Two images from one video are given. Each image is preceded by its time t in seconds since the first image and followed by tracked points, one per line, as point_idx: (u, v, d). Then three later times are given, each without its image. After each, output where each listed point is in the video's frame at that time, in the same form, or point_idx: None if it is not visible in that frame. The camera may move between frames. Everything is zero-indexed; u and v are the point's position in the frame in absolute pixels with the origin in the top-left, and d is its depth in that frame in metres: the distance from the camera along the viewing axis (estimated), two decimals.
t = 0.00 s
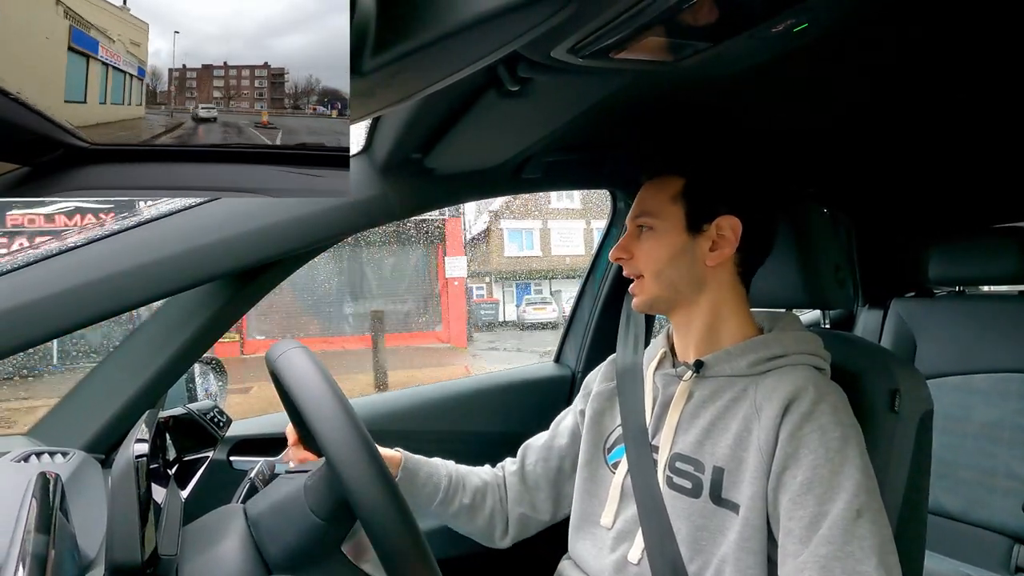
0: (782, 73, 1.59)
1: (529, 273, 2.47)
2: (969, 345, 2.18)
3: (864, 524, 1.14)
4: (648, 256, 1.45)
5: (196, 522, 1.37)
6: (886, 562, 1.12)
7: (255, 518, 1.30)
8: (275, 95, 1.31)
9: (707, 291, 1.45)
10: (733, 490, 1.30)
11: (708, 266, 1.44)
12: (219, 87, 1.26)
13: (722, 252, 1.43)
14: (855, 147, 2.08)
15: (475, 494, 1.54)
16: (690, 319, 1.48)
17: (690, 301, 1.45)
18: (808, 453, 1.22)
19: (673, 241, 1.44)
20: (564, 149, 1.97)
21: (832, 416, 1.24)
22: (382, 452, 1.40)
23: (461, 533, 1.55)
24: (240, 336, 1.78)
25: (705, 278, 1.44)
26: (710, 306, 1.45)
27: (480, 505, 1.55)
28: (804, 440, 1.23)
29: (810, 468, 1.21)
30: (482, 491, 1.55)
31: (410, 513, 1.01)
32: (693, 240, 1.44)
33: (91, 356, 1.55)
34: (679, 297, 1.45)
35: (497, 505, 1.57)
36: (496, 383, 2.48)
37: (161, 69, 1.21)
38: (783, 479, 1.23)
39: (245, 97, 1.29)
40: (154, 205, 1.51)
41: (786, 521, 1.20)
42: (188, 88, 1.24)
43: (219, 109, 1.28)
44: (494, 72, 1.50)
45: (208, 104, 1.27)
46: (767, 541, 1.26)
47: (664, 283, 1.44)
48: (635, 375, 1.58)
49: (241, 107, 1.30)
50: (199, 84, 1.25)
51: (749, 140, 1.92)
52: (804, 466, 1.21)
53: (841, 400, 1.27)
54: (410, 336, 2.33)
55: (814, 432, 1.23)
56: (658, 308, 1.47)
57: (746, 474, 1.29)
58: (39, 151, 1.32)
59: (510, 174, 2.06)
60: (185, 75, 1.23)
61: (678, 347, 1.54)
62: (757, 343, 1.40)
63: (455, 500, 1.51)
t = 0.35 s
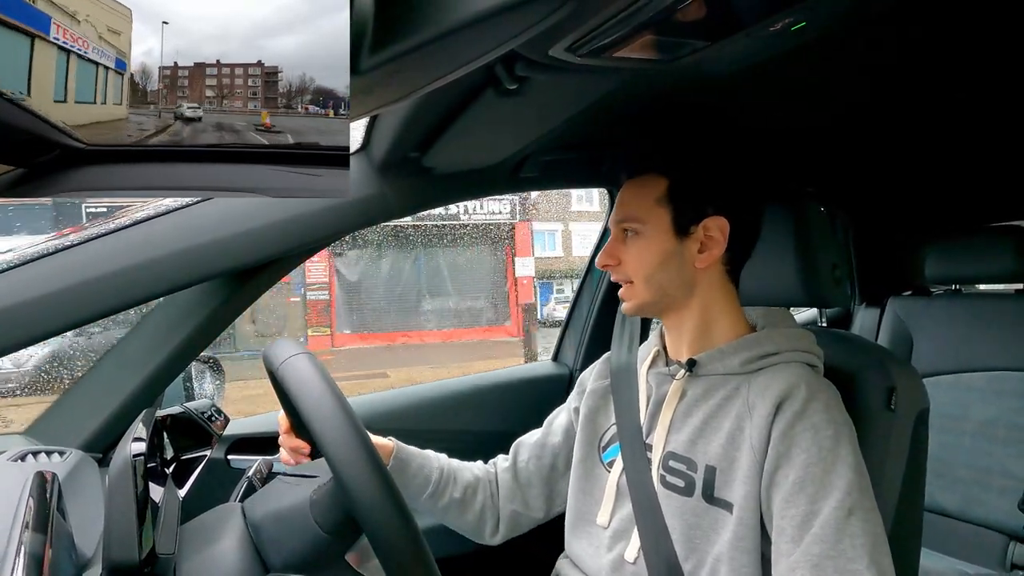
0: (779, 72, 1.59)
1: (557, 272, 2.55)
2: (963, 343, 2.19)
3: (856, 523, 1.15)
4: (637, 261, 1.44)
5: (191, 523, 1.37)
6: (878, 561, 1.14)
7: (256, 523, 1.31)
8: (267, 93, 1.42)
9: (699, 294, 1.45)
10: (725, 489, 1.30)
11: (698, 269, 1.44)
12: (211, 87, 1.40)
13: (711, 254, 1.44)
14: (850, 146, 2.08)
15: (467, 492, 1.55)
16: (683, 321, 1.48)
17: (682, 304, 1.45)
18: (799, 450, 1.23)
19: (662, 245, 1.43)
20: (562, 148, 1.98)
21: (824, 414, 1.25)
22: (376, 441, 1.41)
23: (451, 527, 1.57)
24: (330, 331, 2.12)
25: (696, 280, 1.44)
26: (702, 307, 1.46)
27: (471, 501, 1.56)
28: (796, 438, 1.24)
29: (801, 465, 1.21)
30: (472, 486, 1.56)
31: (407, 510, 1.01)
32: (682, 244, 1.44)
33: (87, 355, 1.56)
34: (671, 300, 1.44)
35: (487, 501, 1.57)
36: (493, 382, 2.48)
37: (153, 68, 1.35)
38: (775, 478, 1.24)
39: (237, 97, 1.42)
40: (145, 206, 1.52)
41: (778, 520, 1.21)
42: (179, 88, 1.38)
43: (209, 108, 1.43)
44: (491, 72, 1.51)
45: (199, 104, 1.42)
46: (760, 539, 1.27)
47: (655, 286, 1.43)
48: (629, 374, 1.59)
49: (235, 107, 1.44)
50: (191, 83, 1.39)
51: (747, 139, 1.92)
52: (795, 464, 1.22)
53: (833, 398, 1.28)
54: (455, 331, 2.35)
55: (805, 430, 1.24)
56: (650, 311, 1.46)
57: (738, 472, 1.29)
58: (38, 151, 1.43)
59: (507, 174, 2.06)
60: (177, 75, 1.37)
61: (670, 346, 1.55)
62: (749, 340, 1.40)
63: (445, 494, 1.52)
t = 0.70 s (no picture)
0: (773, 73, 1.59)
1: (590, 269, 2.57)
2: (954, 342, 2.21)
3: (844, 519, 1.16)
4: (645, 255, 1.43)
5: (185, 530, 1.36)
6: (866, 556, 1.14)
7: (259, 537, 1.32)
8: (259, 92, 1.40)
9: (703, 290, 1.45)
10: (718, 487, 1.31)
11: (704, 264, 1.44)
12: (201, 86, 1.35)
13: (716, 250, 1.44)
14: (842, 146, 2.09)
15: (457, 483, 1.55)
16: (685, 317, 1.48)
17: (686, 300, 1.45)
18: (790, 449, 1.23)
19: (671, 238, 1.43)
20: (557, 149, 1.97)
21: (815, 413, 1.26)
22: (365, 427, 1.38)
23: (442, 519, 1.56)
24: (405, 326, 2.25)
25: (701, 276, 1.44)
26: (705, 304, 1.46)
27: (461, 491, 1.55)
28: (786, 437, 1.24)
29: (792, 463, 1.22)
30: (462, 476, 1.55)
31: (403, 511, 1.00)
32: (689, 238, 1.43)
33: (78, 361, 1.54)
34: (677, 294, 1.44)
35: (478, 491, 1.57)
36: (489, 381, 2.48)
37: (146, 65, 1.30)
38: (766, 476, 1.24)
39: (231, 98, 1.38)
40: (139, 207, 1.52)
41: (768, 518, 1.21)
42: (171, 87, 1.33)
43: (204, 107, 1.38)
44: (485, 72, 1.50)
45: (196, 103, 1.38)
46: (751, 536, 1.27)
47: (662, 280, 1.42)
48: (625, 374, 1.59)
49: (228, 105, 1.39)
50: (183, 81, 1.34)
51: (740, 139, 1.93)
52: (786, 462, 1.22)
53: (825, 398, 1.29)
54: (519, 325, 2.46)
55: (797, 429, 1.24)
56: (654, 305, 1.45)
57: (730, 471, 1.30)
58: (33, 150, 1.36)
59: (502, 175, 2.05)
60: (168, 72, 1.32)
61: (667, 344, 1.55)
62: (743, 340, 1.41)
63: (435, 484, 1.51)
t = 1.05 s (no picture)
0: (761, 73, 1.60)
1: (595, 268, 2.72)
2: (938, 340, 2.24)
3: (832, 517, 1.16)
4: (642, 253, 1.44)
5: (172, 530, 1.36)
6: (854, 553, 1.15)
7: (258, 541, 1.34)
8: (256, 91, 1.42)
9: (697, 288, 1.46)
10: (708, 486, 1.32)
11: (698, 264, 1.46)
12: (195, 83, 1.35)
13: (712, 250, 1.46)
14: (830, 146, 2.10)
15: (439, 467, 1.52)
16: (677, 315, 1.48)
17: (680, 297, 1.46)
18: (779, 448, 1.24)
19: (668, 237, 1.44)
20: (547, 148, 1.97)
21: (804, 412, 1.27)
22: (347, 408, 1.37)
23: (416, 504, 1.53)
24: (466, 322, 2.38)
25: (696, 275, 1.46)
26: (699, 302, 1.47)
27: (439, 476, 1.53)
28: (776, 436, 1.25)
29: (782, 463, 1.23)
30: (444, 462, 1.53)
31: (394, 515, 0.96)
32: (685, 237, 1.44)
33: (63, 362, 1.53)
34: (671, 293, 1.45)
35: (456, 475, 1.55)
36: (482, 381, 2.47)
37: (138, 65, 1.29)
38: (757, 475, 1.25)
39: (224, 96, 1.41)
40: (124, 206, 1.50)
41: (758, 516, 1.22)
42: (163, 86, 1.33)
43: (200, 107, 1.41)
44: (475, 71, 1.49)
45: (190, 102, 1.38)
46: (741, 533, 1.28)
47: (657, 279, 1.43)
48: (615, 373, 1.60)
49: (221, 103, 1.43)
50: (176, 79, 1.33)
51: (729, 139, 1.94)
52: (776, 461, 1.23)
53: (814, 397, 1.30)
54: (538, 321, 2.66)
55: (786, 428, 1.25)
56: (648, 304, 1.46)
57: (721, 471, 1.30)
58: (24, 153, 1.38)
59: (492, 173, 2.05)
60: (161, 72, 1.31)
61: (659, 344, 1.55)
62: (733, 340, 1.42)
63: (413, 468, 1.48)
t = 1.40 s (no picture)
0: (749, 75, 1.61)
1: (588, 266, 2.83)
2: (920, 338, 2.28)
3: (810, 503, 1.17)
4: (597, 262, 1.48)
5: (157, 531, 1.34)
6: (831, 539, 1.16)
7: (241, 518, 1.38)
8: (251, 91, 1.25)
9: (659, 285, 1.48)
10: (696, 479, 1.32)
11: (654, 262, 1.47)
12: (191, 84, 1.19)
13: (663, 246, 1.46)
14: (815, 147, 2.12)
15: (436, 454, 1.51)
16: (648, 313, 1.51)
17: (644, 297, 1.49)
18: (762, 437, 1.25)
19: (617, 241, 1.47)
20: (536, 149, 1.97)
21: (786, 402, 1.28)
22: (347, 388, 1.36)
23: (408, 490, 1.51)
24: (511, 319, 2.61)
25: (654, 273, 1.47)
26: (664, 298, 1.48)
27: (435, 463, 1.51)
28: (759, 427, 1.26)
29: (763, 452, 1.23)
30: (442, 449, 1.52)
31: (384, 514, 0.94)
32: (636, 239, 1.46)
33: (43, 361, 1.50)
34: (633, 295, 1.48)
35: (452, 460, 1.53)
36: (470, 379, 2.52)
37: (128, 62, 1.15)
38: (741, 465, 1.26)
39: (221, 94, 1.22)
40: (104, 204, 1.47)
41: (741, 505, 1.23)
42: (157, 84, 1.18)
43: (193, 107, 1.23)
44: (466, 72, 1.49)
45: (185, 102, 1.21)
46: (728, 526, 1.28)
47: (614, 285, 1.47)
48: (605, 374, 1.61)
49: (218, 104, 1.24)
50: (170, 78, 1.19)
51: (717, 139, 1.95)
52: (758, 451, 1.24)
53: (795, 388, 1.31)
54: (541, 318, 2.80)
55: (768, 417, 1.26)
56: (616, 308, 1.50)
57: (709, 462, 1.31)
58: (14, 155, 1.33)
59: (482, 173, 2.05)
60: (154, 71, 1.17)
61: (644, 341, 1.56)
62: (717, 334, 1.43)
63: (410, 455, 1.47)
